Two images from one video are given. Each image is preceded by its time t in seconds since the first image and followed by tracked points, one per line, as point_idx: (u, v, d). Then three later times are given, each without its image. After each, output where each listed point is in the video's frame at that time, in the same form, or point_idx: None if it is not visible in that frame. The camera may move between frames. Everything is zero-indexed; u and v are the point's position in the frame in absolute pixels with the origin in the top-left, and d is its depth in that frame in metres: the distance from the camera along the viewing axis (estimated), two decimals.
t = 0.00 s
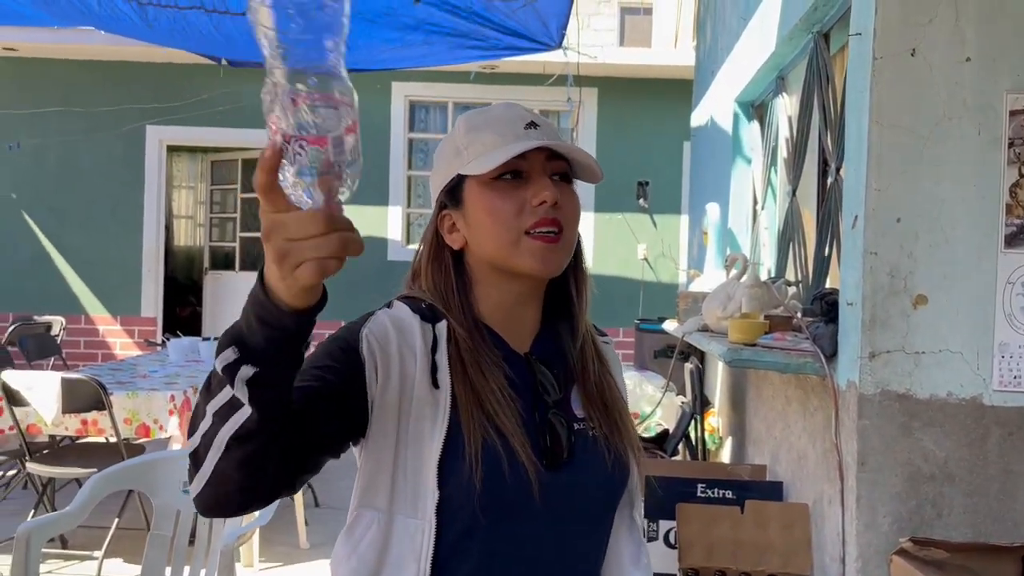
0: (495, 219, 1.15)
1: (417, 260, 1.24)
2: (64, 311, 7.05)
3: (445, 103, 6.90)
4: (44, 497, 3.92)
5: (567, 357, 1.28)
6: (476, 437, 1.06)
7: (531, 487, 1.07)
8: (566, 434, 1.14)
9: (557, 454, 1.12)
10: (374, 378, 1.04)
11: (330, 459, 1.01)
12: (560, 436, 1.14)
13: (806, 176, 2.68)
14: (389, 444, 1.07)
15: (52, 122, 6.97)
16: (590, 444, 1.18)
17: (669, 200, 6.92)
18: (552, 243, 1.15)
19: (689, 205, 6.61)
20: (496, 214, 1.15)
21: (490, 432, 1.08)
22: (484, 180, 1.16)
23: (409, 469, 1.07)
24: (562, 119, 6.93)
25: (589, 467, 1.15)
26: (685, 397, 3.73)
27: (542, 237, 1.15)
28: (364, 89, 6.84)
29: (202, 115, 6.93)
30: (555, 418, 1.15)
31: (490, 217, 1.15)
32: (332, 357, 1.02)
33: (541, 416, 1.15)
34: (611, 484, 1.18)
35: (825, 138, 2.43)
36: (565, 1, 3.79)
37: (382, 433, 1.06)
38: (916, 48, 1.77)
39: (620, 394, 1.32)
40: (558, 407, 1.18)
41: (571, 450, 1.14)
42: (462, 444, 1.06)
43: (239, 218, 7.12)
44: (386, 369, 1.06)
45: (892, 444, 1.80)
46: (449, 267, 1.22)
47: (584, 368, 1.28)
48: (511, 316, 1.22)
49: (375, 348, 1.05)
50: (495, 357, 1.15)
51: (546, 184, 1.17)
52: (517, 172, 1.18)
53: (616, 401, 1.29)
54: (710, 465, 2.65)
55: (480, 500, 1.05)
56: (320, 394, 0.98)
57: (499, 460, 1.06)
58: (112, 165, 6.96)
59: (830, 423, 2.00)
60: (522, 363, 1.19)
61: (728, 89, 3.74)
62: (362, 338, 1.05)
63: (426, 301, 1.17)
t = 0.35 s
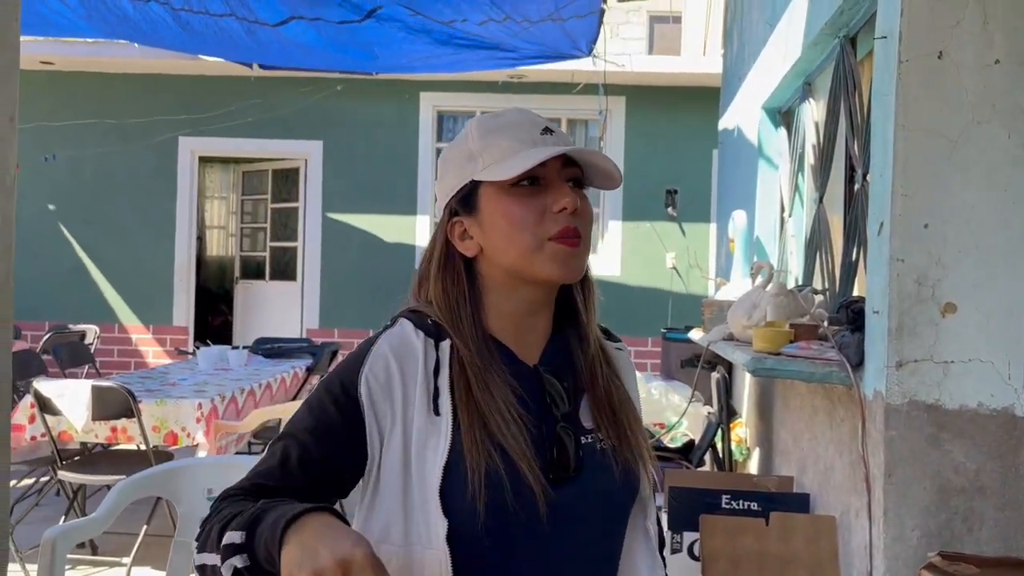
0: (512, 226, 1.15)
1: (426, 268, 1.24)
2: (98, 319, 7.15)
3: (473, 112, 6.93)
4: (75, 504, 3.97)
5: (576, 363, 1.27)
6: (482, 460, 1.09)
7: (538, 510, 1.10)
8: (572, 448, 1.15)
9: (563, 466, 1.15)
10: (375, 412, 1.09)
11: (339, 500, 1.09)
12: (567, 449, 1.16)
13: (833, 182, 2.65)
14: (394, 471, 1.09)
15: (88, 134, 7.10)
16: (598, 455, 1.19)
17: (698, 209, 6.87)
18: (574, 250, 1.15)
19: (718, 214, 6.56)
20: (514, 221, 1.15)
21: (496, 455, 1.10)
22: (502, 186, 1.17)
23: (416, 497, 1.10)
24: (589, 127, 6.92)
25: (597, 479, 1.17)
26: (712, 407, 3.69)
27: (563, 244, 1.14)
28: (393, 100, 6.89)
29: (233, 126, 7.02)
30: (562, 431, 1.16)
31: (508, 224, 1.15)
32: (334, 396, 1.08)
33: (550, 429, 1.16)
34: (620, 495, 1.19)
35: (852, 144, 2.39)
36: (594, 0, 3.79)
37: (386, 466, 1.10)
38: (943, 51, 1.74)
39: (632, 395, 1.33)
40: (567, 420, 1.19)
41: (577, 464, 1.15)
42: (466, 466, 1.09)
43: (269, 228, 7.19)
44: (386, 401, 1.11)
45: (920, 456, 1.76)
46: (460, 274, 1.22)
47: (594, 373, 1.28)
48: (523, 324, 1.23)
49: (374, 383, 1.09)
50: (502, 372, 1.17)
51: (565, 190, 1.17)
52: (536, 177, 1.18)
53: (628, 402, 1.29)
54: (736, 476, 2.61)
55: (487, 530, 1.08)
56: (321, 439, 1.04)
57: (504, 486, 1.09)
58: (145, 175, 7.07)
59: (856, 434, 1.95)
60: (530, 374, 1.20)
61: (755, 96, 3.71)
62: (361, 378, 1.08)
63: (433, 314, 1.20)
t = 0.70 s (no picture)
0: (502, 227, 1.15)
1: (414, 271, 1.25)
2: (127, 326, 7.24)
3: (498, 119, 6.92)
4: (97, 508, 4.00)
5: (571, 363, 1.27)
6: (472, 468, 1.09)
7: (533, 519, 1.10)
8: (564, 450, 1.15)
9: (557, 468, 1.14)
10: (358, 414, 1.11)
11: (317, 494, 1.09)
12: (560, 449, 1.15)
13: (853, 184, 2.59)
14: (377, 475, 1.11)
15: (118, 144, 7.20)
16: (593, 457, 1.18)
17: (724, 215, 6.80)
18: (567, 249, 1.15)
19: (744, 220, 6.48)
20: (504, 222, 1.16)
21: (484, 461, 1.11)
22: (491, 186, 1.17)
23: (400, 501, 1.11)
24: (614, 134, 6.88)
25: (591, 481, 1.16)
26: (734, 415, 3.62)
27: (555, 243, 1.15)
28: (417, 107, 6.90)
29: (258, 134, 7.08)
30: (556, 432, 1.16)
31: (498, 225, 1.16)
32: (310, 395, 1.09)
33: (542, 431, 1.16)
34: (616, 497, 1.19)
35: (872, 146, 2.33)
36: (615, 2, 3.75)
37: (365, 465, 1.11)
38: (962, 47, 1.68)
39: (631, 393, 1.31)
40: (561, 422, 1.19)
41: (571, 467, 1.15)
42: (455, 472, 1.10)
43: (297, 235, 7.26)
44: (370, 403, 1.12)
45: (940, 464, 1.70)
46: (448, 279, 1.23)
47: (590, 373, 1.27)
48: (513, 324, 1.24)
49: (352, 385, 1.11)
50: (491, 376, 1.17)
51: (556, 189, 1.18)
52: (526, 176, 1.19)
53: (626, 400, 1.28)
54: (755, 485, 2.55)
55: (476, 538, 1.09)
56: (292, 434, 1.06)
57: (492, 494, 1.10)
58: (173, 183, 7.15)
59: (875, 442, 1.90)
60: (522, 375, 1.20)
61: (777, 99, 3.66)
62: (337, 378, 1.10)
63: (420, 315, 1.21)
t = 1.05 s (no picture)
0: (488, 235, 1.13)
1: (399, 279, 1.22)
2: (149, 331, 7.30)
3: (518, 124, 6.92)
4: (114, 512, 4.02)
5: (559, 369, 1.24)
6: (458, 481, 1.07)
7: (522, 532, 1.08)
8: (553, 461, 1.13)
9: (542, 478, 1.12)
10: (348, 429, 1.10)
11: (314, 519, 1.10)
12: (548, 459, 1.13)
13: (867, 186, 2.54)
14: (362, 486, 1.09)
15: (141, 150, 7.27)
16: (580, 466, 1.16)
17: (746, 219, 6.73)
18: (555, 254, 1.13)
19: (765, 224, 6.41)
20: (490, 229, 1.13)
21: (471, 474, 1.09)
22: (477, 193, 1.15)
23: (383, 512, 1.09)
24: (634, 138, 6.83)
25: (580, 492, 1.14)
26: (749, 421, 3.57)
27: (544, 249, 1.13)
28: (435, 112, 6.92)
29: (278, 139, 7.12)
30: (543, 441, 1.14)
31: (485, 233, 1.13)
32: (307, 418, 1.08)
33: (529, 439, 1.14)
34: (605, 507, 1.17)
35: (884, 147, 2.29)
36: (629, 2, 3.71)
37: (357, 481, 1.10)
38: (972, 43, 1.63)
39: (619, 398, 1.29)
40: (550, 431, 1.16)
41: (559, 478, 1.13)
42: (441, 484, 1.08)
43: (317, 240, 7.29)
44: (359, 415, 1.11)
45: (950, 473, 1.65)
46: (435, 287, 1.20)
47: (578, 378, 1.24)
48: (501, 331, 1.21)
49: (348, 404, 1.10)
50: (480, 386, 1.14)
51: (543, 194, 1.15)
52: (511, 182, 1.16)
53: (614, 404, 1.26)
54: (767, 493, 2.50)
55: (461, 552, 1.07)
56: (292, 464, 1.07)
57: (479, 509, 1.08)
58: (194, 189, 7.22)
59: (885, 450, 1.85)
60: (510, 383, 1.18)
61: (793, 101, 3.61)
62: (333, 395, 1.09)
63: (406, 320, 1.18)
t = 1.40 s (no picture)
0: (471, 235, 1.09)
1: (382, 281, 1.19)
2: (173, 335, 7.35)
3: (538, 127, 6.88)
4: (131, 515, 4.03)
5: (546, 373, 1.21)
6: (441, 486, 1.04)
7: (505, 540, 1.04)
8: (539, 467, 1.09)
9: (528, 484, 1.08)
10: (325, 428, 1.06)
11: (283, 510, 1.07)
12: (533, 466, 1.09)
13: (885, 186, 2.47)
14: (341, 491, 1.06)
15: (165, 155, 7.33)
16: (567, 473, 1.13)
17: (769, 221, 6.63)
18: (542, 256, 1.09)
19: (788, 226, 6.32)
20: (473, 229, 1.09)
21: (454, 479, 1.05)
22: (461, 194, 1.11)
23: (364, 518, 1.06)
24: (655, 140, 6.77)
25: (567, 499, 1.11)
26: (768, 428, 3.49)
27: (531, 251, 1.09)
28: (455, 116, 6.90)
29: (299, 144, 7.15)
30: (529, 446, 1.10)
31: (468, 234, 1.09)
32: (278, 409, 1.05)
33: (514, 446, 1.10)
34: (592, 515, 1.13)
35: (901, 145, 2.22)
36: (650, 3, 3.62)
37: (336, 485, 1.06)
38: (988, 36, 1.57)
39: (608, 404, 1.27)
40: (537, 437, 1.13)
41: (545, 485, 1.09)
42: (422, 489, 1.04)
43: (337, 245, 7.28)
44: (337, 416, 1.07)
45: (966, 484, 1.58)
46: (418, 289, 1.16)
47: (566, 384, 1.21)
48: (487, 335, 1.17)
49: (325, 403, 1.06)
50: (464, 390, 1.10)
51: (529, 195, 1.12)
52: (496, 183, 1.12)
53: (602, 411, 1.23)
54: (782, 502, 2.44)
55: (443, 561, 1.02)
56: (256, 453, 1.03)
57: (462, 514, 1.04)
58: (217, 193, 7.26)
59: (900, 459, 1.78)
60: (496, 387, 1.14)
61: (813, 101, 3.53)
62: (308, 390, 1.05)
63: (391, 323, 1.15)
